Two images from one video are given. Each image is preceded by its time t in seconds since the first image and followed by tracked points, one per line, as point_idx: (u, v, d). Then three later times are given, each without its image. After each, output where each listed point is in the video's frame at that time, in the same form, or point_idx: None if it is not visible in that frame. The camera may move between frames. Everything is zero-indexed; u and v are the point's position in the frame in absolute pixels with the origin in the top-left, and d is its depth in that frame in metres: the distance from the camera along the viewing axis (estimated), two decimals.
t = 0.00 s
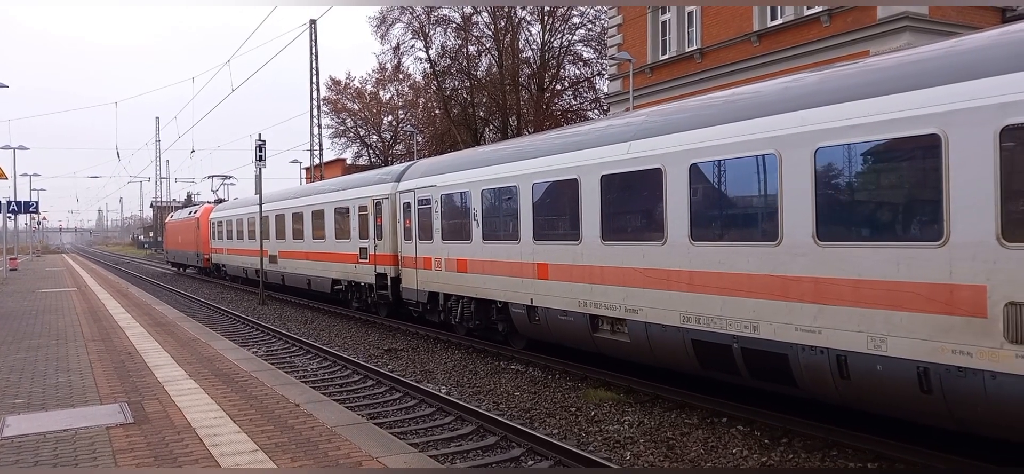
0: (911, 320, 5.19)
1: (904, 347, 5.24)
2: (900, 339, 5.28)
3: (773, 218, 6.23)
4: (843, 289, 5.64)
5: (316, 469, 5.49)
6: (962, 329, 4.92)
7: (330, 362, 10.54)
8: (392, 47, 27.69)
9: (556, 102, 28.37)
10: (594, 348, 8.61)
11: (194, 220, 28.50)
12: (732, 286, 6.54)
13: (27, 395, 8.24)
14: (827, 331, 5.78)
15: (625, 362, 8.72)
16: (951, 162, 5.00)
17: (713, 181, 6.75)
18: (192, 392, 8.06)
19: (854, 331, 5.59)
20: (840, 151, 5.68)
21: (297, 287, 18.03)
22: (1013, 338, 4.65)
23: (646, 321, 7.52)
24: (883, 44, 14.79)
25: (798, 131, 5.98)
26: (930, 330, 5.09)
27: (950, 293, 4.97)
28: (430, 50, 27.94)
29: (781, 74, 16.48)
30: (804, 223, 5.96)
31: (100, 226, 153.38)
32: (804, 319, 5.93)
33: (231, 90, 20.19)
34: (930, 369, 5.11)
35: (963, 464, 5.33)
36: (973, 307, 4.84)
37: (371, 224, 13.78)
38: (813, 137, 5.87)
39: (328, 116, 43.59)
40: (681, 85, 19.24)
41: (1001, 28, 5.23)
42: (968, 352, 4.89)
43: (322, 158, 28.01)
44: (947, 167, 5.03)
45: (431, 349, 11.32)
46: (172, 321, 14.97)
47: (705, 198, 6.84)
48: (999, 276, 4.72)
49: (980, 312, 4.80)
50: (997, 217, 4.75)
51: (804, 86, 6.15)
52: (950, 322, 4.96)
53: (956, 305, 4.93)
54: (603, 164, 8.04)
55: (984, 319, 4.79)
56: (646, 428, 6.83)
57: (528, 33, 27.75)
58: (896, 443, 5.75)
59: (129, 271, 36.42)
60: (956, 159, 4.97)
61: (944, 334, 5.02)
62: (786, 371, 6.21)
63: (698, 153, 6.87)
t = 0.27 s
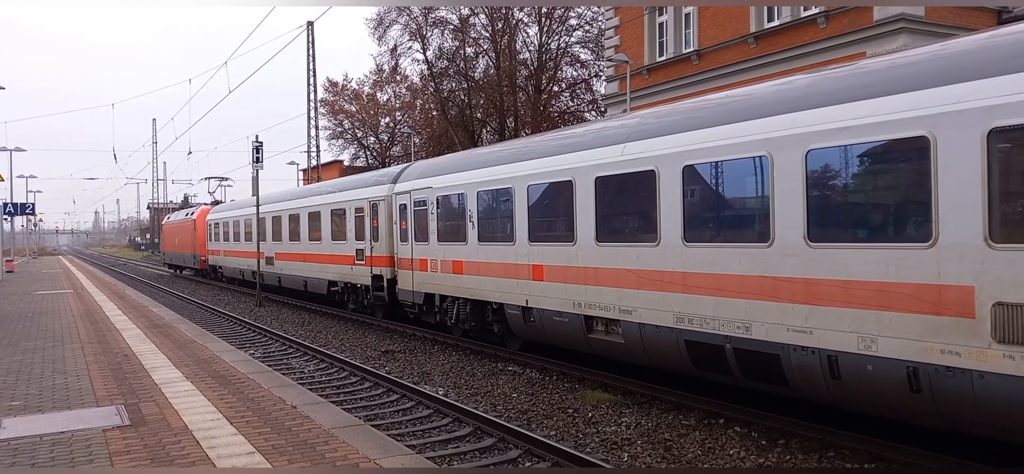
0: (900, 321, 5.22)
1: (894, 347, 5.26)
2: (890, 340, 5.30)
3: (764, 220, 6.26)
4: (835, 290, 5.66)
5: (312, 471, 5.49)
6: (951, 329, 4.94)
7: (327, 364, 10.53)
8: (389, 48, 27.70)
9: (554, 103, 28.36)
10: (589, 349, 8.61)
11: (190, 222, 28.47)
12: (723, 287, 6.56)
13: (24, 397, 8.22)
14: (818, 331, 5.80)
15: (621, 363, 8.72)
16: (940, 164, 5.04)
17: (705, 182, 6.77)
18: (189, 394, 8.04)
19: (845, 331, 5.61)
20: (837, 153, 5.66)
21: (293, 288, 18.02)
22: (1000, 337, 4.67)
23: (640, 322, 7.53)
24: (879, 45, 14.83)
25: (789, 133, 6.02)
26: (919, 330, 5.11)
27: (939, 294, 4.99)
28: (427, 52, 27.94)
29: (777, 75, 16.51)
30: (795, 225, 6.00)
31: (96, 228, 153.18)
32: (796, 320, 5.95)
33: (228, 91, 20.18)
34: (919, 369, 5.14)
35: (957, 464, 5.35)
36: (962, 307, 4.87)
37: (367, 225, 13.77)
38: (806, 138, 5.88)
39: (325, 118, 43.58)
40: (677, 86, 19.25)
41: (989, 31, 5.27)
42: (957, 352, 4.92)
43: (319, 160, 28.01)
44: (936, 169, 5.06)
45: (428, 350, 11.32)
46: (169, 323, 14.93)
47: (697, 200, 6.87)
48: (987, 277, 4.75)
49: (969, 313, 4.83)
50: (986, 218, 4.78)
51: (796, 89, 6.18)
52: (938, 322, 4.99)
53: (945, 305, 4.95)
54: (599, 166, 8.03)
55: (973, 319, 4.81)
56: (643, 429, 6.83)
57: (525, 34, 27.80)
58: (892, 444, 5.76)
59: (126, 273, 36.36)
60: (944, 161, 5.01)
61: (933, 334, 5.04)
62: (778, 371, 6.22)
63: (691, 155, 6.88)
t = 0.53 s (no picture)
0: (892, 321, 5.24)
1: (886, 347, 5.28)
2: (882, 340, 5.32)
3: (758, 221, 6.28)
4: (828, 290, 5.68)
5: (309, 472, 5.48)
6: (942, 329, 4.96)
7: (325, 366, 10.52)
8: (386, 50, 27.69)
9: (551, 104, 28.35)
10: (585, 350, 8.62)
11: (187, 223, 28.42)
12: (717, 288, 6.58)
13: (20, 399, 8.20)
14: (811, 331, 5.81)
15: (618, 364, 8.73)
16: (931, 165, 5.06)
17: (699, 183, 6.79)
18: (186, 396, 8.03)
19: (838, 331, 5.62)
20: (832, 154, 5.67)
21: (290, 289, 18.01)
22: (990, 337, 4.70)
23: (635, 322, 7.55)
24: (876, 47, 14.86)
25: (783, 135, 6.03)
26: (911, 330, 5.13)
27: (930, 294, 5.02)
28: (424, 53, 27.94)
29: (774, 77, 16.53)
30: (788, 226, 6.01)
31: (92, 230, 152.93)
32: (789, 320, 5.97)
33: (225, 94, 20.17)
34: (910, 368, 5.16)
35: (951, 464, 5.35)
36: (953, 307, 4.89)
37: (363, 227, 13.77)
38: (800, 139, 5.89)
39: (322, 119, 43.56)
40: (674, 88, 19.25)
41: (980, 34, 5.30)
42: (948, 352, 4.94)
43: (316, 161, 28.00)
44: (927, 171, 5.09)
45: (426, 352, 11.31)
46: (165, 325, 14.90)
47: (691, 200, 6.89)
48: (977, 277, 4.78)
49: (960, 313, 4.85)
50: (977, 218, 4.80)
51: (789, 91, 6.20)
52: (930, 322, 5.01)
53: (936, 306, 4.97)
54: (594, 167, 8.04)
55: (964, 319, 4.84)
56: (641, 430, 6.83)
57: (522, 36, 27.83)
58: (889, 444, 5.77)
59: (123, 274, 36.30)
60: (935, 163, 5.03)
61: (924, 334, 5.06)
62: (772, 372, 6.23)
63: (686, 156, 6.89)
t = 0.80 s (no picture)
0: (887, 322, 5.25)
1: (881, 348, 5.29)
2: (877, 341, 5.33)
3: (754, 223, 6.28)
4: (824, 292, 5.68)
5: None
6: (936, 330, 4.97)
7: (322, 367, 10.51)
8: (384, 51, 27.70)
9: (548, 106, 28.38)
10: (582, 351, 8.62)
11: (184, 224, 28.39)
12: (713, 289, 6.58)
13: (17, 400, 8.18)
14: (807, 333, 5.82)
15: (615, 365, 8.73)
16: (927, 167, 5.06)
17: (695, 185, 6.79)
18: (184, 397, 8.02)
19: (833, 333, 5.63)
20: (830, 155, 5.66)
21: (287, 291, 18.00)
22: (985, 339, 4.70)
23: (632, 324, 7.55)
24: (873, 49, 14.89)
25: (779, 137, 6.04)
26: (906, 332, 5.14)
27: (925, 296, 5.02)
28: (422, 55, 27.95)
29: (772, 78, 16.55)
30: (784, 227, 6.02)
31: (89, 230, 152.72)
32: (785, 322, 5.97)
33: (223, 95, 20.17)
34: (904, 370, 5.17)
35: (948, 465, 5.36)
36: (947, 309, 4.90)
37: (361, 228, 13.76)
38: (797, 141, 5.89)
39: (319, 120, 43.53)
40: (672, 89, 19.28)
41: (975, 36, 5.30)
42: (943, 353, 4.94)
43: (314, 162, 27.99)
44: (922, 172, 5.10)
45: (423, 353, 11.30)
46: (163, 326, 14.88)
47: (687, 202, 6.89)
48: (972, 279, 4.78)
49: (954, 314, 4.86)
50: (971, 220, 4.81)
51: (785, 93, 6.21)
52: (924, 323, 5.02)
53: (931, 308, 4.98)
54: (592, 168, 8.04)
55: (958, 321, 4.85)
56: (638, 432, 6.83)
57: (520, 37, 27.85)
58: (886, 445, 5.78)
59: (120, 275, 36.23)
60: (930, 165, 5.04)
61: (919, 335, 5.07)
62: (768, 373, 6.24)
63: (682, 157, 6.89)
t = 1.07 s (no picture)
0: (884, 321, 5.26)
1: (878, 347, 5.30)
2: (874, 340, 5.34)
3: (752, 222, 6.29)
4: (821, 291, 5.69)
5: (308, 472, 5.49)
6: (933, 329, 4.98)
7: (321, 366, 10.51)
8: (383, 50, 27.68)
9: (547, 105, 28.40)
10: (580, 350, 8.62)
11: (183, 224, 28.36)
12: (711, 288, 6.59)
13: (15, 400, 8.18)
14: (804, 332, 5.83)
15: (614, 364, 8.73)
16: (925, 166, 5.06)
17: (693, 184, 6.80)
18: (182, 396, 8.02)
19: (830, 332, 5.64)
20: (828, 154, 5.67)
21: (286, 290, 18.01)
22: (982, 338, 4.71)
23: (630, 323, 7.55)
24: (872, 48, 14.89)
25: (776, 136, 6.05)
26: (904, 331, 5.14)
27: (921, 295, 5.04)
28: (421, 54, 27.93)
29: (771, 77, 16.54)
30: (782, 226, 6.03)
31: (88, 230, 152.74)
32: (782, 320, 5.98)
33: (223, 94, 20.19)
34: (902, 368, 5.18)
35: (945, 464, 5.37)
36: (944, 308, 4.91)
37: (360, 228, 13.76)
38: (794, 140, 5.90)
39: (318, 120, 43.50)
40: (671, 88, 19.26)
41: (972, 36, 5.31)
42: (940, 352, 4.95)
43: (313, 162, 27.99)
44: (919, 171, 5.10)
45: (422, 352, 11.30)
46: (161, 325, 14.88)
47: (685, 201, 6.90)
48: (970, 278, 4.79)
49: (951, 313, 4.86)
50: (968, 220, 4.83)
51: (782, 92, 6.22)
52: (921, 322, 5.03)
53: (928, 306, 4.99)
54: (590, 167, 8.05)
55: (955, 319, 4.85)
56: (637, 430, 6.85)
57: (519, 36, 27.84)
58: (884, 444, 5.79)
59: (118, 275, 36.20)
60: (927, 164, 5.04)
61: (916, 334, 5.08)
62: (766, 372, 6.25)
63: (680, 157, 6.90)
